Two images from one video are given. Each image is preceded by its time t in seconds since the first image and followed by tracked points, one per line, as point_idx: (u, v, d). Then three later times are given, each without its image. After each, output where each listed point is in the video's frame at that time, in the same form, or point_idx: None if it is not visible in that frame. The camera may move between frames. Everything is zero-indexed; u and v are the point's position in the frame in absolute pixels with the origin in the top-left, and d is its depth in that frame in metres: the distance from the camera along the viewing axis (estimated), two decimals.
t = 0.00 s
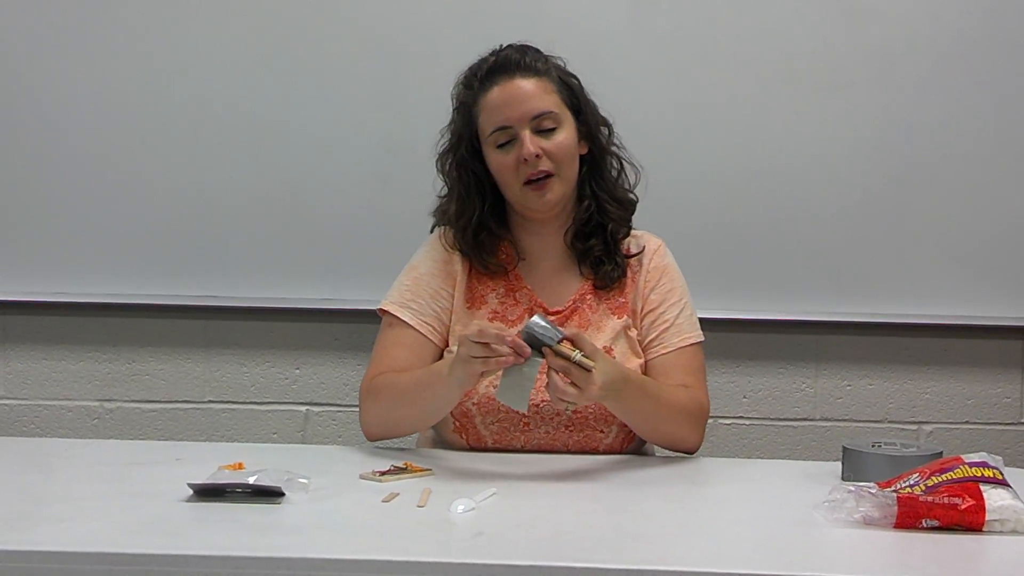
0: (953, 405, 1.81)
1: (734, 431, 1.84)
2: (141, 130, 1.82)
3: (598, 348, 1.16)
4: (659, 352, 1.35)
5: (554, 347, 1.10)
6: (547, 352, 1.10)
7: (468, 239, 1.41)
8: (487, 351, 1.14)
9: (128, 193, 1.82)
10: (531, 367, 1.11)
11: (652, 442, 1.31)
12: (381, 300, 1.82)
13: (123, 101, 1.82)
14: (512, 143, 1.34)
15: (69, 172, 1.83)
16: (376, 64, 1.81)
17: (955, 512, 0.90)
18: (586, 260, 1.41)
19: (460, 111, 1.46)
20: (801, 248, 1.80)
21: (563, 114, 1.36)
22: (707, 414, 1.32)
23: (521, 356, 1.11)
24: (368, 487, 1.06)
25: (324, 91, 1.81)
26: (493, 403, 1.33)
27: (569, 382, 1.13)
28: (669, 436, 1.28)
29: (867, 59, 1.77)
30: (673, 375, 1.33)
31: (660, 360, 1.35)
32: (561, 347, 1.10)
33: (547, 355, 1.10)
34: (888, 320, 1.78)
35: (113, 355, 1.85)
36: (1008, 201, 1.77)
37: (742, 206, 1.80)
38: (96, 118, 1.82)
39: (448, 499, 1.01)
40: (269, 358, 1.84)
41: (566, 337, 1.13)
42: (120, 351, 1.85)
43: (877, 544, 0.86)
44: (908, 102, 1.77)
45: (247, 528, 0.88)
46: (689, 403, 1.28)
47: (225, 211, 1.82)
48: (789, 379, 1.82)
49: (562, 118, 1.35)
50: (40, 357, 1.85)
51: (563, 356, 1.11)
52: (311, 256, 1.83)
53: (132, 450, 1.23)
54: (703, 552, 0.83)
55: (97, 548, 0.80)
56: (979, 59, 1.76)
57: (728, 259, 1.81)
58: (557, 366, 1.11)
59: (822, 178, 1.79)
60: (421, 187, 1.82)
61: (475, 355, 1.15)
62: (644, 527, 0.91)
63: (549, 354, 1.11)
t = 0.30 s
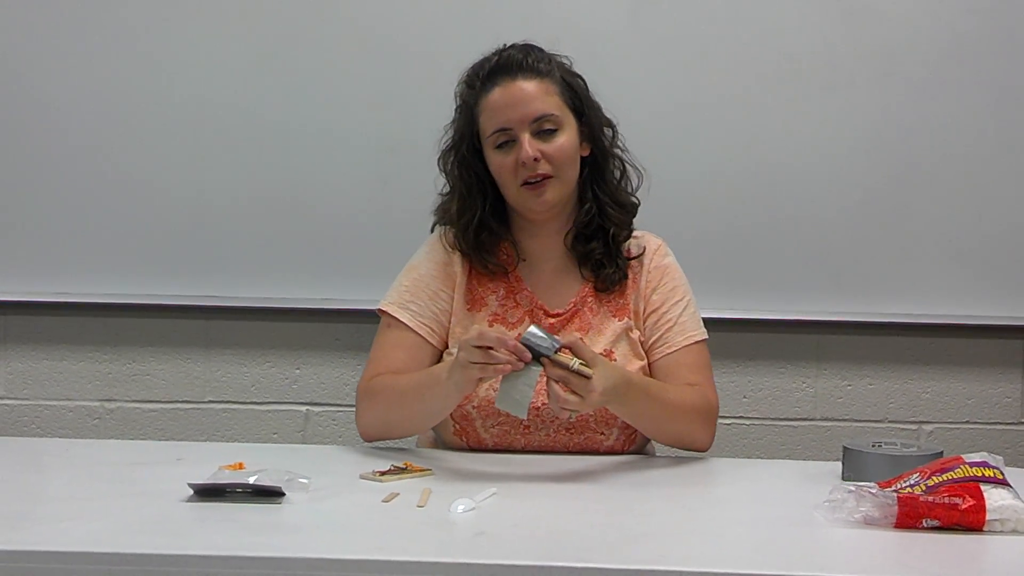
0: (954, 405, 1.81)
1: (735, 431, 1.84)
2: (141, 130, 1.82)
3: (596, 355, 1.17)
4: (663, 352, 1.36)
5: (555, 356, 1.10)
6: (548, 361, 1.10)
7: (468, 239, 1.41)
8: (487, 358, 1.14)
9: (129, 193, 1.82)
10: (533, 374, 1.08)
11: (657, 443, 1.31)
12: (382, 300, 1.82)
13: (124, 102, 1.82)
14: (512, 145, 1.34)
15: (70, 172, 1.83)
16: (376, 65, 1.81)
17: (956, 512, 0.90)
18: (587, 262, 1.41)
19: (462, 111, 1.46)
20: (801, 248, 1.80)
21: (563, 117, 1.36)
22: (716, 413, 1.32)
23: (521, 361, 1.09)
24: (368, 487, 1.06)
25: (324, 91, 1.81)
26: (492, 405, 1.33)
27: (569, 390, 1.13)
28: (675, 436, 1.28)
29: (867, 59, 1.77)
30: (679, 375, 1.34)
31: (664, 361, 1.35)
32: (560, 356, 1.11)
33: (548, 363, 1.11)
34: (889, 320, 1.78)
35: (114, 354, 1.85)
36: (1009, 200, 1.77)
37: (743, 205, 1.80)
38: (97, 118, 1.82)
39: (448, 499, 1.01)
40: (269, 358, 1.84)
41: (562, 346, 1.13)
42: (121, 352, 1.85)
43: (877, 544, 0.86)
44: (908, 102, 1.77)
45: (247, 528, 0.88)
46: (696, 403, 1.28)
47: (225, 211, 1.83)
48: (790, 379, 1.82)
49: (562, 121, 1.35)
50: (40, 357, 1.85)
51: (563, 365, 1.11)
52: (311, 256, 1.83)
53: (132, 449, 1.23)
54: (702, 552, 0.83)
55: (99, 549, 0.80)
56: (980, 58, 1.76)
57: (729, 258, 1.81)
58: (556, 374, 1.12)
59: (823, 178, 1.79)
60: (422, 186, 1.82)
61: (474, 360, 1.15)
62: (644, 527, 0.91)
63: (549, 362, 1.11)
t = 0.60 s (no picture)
0: (956, 406, 1.81)
1: (738, 432, 1.84)
2: (143, 131, 1.82)
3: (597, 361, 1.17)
4: (669, 355, 1.36)
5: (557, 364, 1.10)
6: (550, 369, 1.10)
7: (470, 243, 1.41)
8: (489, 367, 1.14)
9: (131, 194, 1.82)
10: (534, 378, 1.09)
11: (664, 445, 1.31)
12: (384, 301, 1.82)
13: (126, 103, 1.82)
14: (508, 152, 1.34)
15: (72, 173, 1.83)
16: (378, 66, 1.81)
17: (959, 514, 0.90)
18: (589, 266, 1.41)
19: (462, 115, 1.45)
20: (803, 249, 1.80)
21: (560, 123, 1.35)
22: (723, 414, 1.32)
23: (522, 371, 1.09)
24: (371, 488, 1.06)
25: (325, 93, 1.81)
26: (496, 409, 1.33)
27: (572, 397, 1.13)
28: (682, 439, 1.28)
29: (868, 61, 1.77)
30: (685, 377, 1.34)
31: (670, 363, 1.36)
32: (562, 364, 1.11)
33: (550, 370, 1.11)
34: (890, 321, 1.78)
35: (116, 355, 1.85)
36: (1011, 202, 1.77)
37: (745, 207, 1.80)
38: (99, 120, 1.82)
39: (452, 500, 1.01)
40: (272, 359, 1.84)
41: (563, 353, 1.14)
42: (124, 353, 1.85)
43: (881, 545, 0.86)
44: (910, 104, 1.77)
45: (251, 529, 0.88)
46: (704, 405, 1.28)
47: (227, 212, 1.83)
48: (792, 380, 1.82)
49: (558, 127, 1.34)
50: (42, 358, 1.85)
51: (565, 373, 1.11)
52: (313, 257, 1.83)
53: (136, 451, 1.23)
54: (707, 553, 0.83)
55: (103, 550, 0.80)
56: (982, 60, 1.76)
57: (731, 260, 1.81)
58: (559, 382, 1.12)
59: (825, 179, 1.79)
60: (424, 188, 1.82)
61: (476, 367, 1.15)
62: (647, 528, 0.91)
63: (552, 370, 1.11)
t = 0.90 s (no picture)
0: (958, 404, 1.80)
1: (738, 430, 1.84)
2: (144, 130, 1.82)
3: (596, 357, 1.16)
4: (668, 353, 1.36)
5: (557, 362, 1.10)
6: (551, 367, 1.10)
7: (471, 242, 1.41)
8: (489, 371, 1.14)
9: (132, 192, 1.82)
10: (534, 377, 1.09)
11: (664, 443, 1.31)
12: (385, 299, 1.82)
13: (126, 101, 1.82)
14: (513, 152, 1.33)
15: (73, 172, 1.83)
16: (378, 64, 1.81)
17: (959, 512, 0.90)
18: (590, 265, 1.41)
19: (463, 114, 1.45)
20: (804, 247, 1.80)
21: (564, 121, 1.35)
22: (723, 413, 1.32)
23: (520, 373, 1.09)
24: (372, 486, 1.06)
25: (325, 91, 1.81)
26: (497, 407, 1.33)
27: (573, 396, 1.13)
28: (682, 437, 1.28)
29: (869, 60, 1.77)
30: (685, 375, 1.34)
31: (670, 361, 1.36)
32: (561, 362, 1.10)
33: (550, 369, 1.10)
34: (891, 319, 1.78)
35: (117, 354, 1.85)
36: (1013, 200, 1.76)
37: (746, 206, 1.80)
38: (99, 118, 1.82)
39: (452, 498, 1.01)
40: (273, 357, 1.85)
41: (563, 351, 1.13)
42: (125, 351, 1.85)
43: (882, 543, 0.86)
44: (911, 103, 1.77)
45: (251, 527, 0.88)
46: (703, 403, 1.28)
47: (228, 210, 1.83)
48: (793, 378, 1.81)
49: (563, 126, 1.34)
50: (43, 356, 1.85)
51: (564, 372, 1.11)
52: (314, 256, 1.83)
53: (136, 449, 1.23)
54: (707, 551, 0.83)
55: (103, 548, 0.80)
56: (983, 58, 1.76)
57: (732, 258, 1.81)
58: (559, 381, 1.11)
59: (826, 178, 1.79)
60: (425, 186, 1.82)
61: (476, 364, 1.15)
62: (647, 526, 0.91)
63: (552, 369, 1.10)
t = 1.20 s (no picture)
0: (963, 401, 1.80)
1: (742, 427, 1.84)
2: (148, 127, 1.82)
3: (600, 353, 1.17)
4: (673, 351, 1.36)
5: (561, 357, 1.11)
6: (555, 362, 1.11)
7: (475, 239, 1.41)
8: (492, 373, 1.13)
9: (136, 189, 1.82)
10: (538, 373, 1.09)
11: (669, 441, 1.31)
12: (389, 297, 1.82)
13: (130, 98, 1.82)
14: (514, 151, 1.34)
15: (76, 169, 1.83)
16: (381, 62, 1.81)
17: (964, 509, 0.90)
18: (594, 263, 1.41)
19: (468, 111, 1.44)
20: (809, 244, 1.80)
21: (566, 121, 1.34)
22: (728, 410, 1.32)
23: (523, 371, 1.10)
24: (377, 483, 1.06)
25: (329, 88, 1.81)
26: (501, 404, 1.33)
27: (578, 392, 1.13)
28: (687, 434, 1.28)
29: (872, 57, 1.77)
30: (690, 373, 1.34)
31: (674, 359, 1.35)
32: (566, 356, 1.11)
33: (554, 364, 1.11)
34: (896, 316, 1.77)
35: (122, 351, 1.85)
36: (1018, 196, 1.76)
37: (750, 202, 1.80)
38: (103, 115, 1.82)
39: (457, 495, 1.01)
40: (277, 353, 1.85)
41: (569, 346, 1.13)
42: (130, 347, 1.85)
43: (887, 540, 0.86)
44: (915, 99, 1.77)
45: (255, 524, 0.88)
46: (708, 401, 1.28)
47: (232, 207, 1.83)
48: (797, 375, 1.81)
49: (564, 126, 1.34)
50: (48, 353, 1.85)
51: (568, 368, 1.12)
52: (318, 253, 1.83)
53: (141, 445, 1.23)
54: (712, 548, 0.83)
55: (108, 544, 0.80)
56: (988, 55, 1.75)
57: (736, 255, 1.80)
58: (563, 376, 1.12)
59: (830, 175, 1.78)
60: (429, 183, 1.82)
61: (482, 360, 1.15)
62: (652, 523, 0.91)
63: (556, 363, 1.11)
